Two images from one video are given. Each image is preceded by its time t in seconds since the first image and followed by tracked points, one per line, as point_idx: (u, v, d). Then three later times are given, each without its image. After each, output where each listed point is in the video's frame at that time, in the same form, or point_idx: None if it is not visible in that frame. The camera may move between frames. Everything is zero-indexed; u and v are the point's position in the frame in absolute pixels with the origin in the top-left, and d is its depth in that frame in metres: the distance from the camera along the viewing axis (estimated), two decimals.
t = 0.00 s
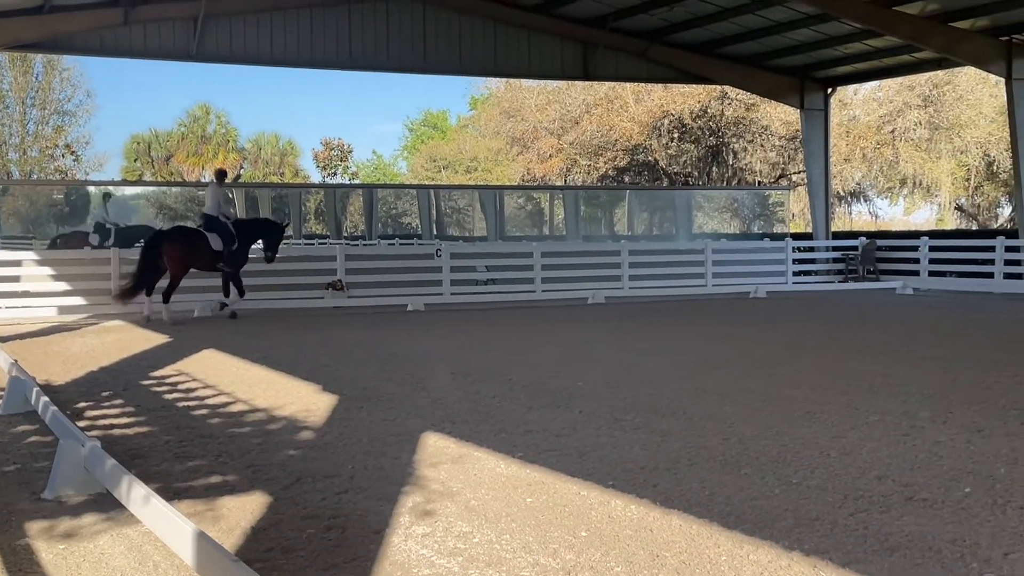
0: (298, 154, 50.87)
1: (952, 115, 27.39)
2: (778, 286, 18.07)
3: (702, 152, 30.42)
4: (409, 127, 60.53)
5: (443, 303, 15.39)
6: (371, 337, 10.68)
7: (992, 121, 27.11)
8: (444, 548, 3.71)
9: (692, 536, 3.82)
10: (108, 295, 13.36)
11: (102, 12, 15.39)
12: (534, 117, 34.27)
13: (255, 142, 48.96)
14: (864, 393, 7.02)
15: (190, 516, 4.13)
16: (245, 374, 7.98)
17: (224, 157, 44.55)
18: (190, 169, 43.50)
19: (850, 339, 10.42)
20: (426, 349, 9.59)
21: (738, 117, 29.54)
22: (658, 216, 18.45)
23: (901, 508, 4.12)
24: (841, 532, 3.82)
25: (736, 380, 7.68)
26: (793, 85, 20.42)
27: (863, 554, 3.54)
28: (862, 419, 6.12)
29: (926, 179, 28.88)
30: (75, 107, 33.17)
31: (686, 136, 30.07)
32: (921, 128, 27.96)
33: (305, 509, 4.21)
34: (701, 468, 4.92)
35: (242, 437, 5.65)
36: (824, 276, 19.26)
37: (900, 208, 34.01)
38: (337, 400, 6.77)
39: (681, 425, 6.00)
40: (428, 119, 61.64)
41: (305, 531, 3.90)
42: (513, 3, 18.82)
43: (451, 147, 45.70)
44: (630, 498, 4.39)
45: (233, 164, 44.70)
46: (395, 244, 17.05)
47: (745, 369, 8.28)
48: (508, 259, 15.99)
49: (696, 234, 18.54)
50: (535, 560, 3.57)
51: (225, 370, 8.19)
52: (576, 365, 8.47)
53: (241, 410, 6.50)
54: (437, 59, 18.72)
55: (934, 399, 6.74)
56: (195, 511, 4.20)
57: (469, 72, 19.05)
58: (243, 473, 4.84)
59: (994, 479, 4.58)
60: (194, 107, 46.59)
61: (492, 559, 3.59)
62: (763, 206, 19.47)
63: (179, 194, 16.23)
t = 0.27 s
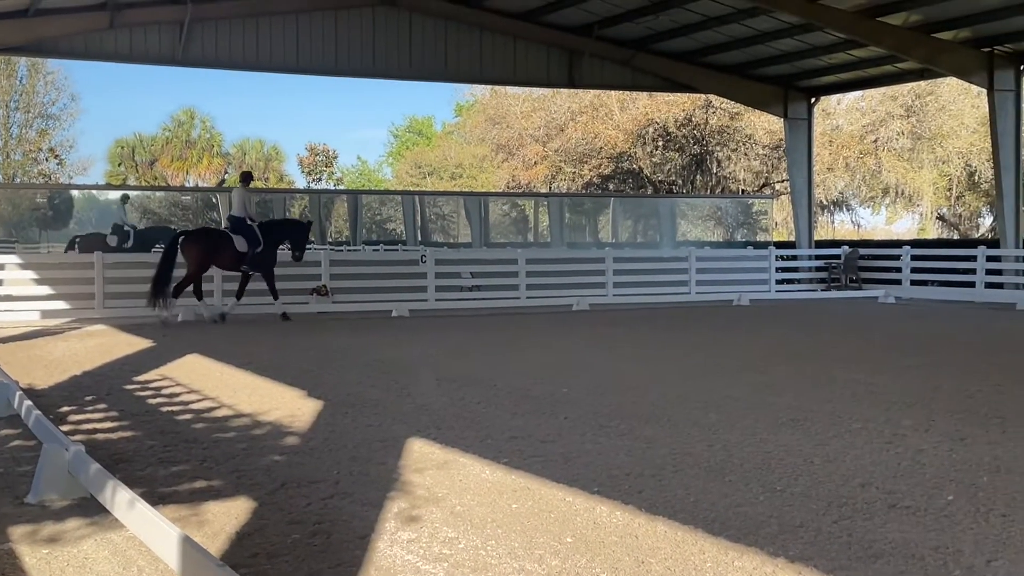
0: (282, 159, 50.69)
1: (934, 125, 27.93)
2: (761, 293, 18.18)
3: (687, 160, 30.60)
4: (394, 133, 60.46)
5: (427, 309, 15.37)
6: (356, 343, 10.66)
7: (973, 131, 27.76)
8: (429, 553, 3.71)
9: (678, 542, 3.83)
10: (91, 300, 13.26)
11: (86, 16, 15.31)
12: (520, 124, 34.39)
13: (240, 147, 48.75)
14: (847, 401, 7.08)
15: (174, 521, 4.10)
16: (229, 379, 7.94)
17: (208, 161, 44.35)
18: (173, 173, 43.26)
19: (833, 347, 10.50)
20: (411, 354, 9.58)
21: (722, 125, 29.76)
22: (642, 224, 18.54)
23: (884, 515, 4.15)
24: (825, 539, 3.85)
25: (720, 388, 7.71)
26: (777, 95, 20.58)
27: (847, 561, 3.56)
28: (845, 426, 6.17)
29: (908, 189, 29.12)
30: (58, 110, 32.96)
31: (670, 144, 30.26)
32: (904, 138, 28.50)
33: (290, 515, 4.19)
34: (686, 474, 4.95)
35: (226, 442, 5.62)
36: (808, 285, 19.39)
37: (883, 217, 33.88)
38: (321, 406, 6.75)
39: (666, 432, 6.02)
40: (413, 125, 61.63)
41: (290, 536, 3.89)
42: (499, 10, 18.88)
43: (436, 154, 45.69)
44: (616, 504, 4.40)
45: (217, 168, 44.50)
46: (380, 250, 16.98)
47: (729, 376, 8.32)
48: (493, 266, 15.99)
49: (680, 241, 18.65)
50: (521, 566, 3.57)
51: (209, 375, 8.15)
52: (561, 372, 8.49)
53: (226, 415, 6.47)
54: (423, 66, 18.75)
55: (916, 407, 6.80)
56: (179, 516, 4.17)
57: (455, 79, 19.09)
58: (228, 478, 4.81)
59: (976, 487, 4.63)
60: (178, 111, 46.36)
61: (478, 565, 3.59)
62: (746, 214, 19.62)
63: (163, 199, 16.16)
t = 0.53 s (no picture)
0: (264, 167, 50.44)
1: (915, 137, 28.26)
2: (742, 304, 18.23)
3: (669, 171, 30.71)
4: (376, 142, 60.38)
5: (409, 317, 15.35)
6: (338, 350, 10.62)
7: (952, 144, 28.10)
8: (410, 560, 3.71)
9: (658, 550, 3.86)
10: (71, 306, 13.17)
11: (68, 21, 15.23)
12: (502, 133, 34.53)
13: (222, 153, 48.49)
14: (826, 411, 7.14)
15: (153, 526, 4.08)
16: (208, 385, 7.90)
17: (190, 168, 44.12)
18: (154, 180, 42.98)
19: (812, 357, 10.59)
20: (392, 362, 9.56)
21: (704, 136, 30.01)
22: (623, 233, 18.62)
23: (862, 524, 4.20)
24: (804, 547, 3.89)
25: (701, 397, 7.76)
26: (758, 106, 20.78)
27: (826, 570, 3.60)
28: (824, 436, 6.22)
29: (888, 202, 29.30)
30: (39, 115, 32.67)
31: (653, 154, 30.51)
32: (884, 151, 28.93)
33: (271, 521, 4.18)
34: (667, 482, 4.98)
35: (206, 449, 5.59)
36: (788, 295, 19.49)
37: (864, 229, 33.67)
38: (302, 413, 6.73)
39: (647, 440, 6.06)
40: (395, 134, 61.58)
41: (270, 542, 3.88)
42: (483, 20, 18.97)
43: (418, 162, 45.66)
44: (597, 511, 4.43)
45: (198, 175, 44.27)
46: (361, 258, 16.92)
47: (710, 386, 8.38)
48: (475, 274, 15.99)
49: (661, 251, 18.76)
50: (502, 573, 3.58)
51: (188, 381, 8.10)
52: (542, 380, 8.50)
53: (205, 421, 6.43)
54: (406, 74, 18.79)
55: (895, 417, 6.88)
56: (158, 522, 4.15)
57: (438, 87, 19.14)
58: (207, 484, 4.79)
59: (953, 496, 4.69)
60: (160, 117, 46.07)
61: (459, 572, 3.60)
62: (727, 224, 19.78)
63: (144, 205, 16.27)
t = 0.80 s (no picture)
0: (245, 174, 50.23)
1: (892, 151, 28.65)
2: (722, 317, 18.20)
3: (649, 182, 30.85)
4: (358, 150, 60.28)
5: (389, 325, 15.35)
6: (316, 358, 10.62)
7: (928, 158, 28.38)
8: (385, 568, 3.74)
9: (631, 559, 3.91)
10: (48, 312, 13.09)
11: (49, 25, 15.15)
12: (483, 142, 34.83)
13: (202, 160, 48.27)
14: (801, 422, 7.25)
15: (128, 533, 4.09)
16: (185, 393, 7.89)
17: (170, 174, 43.86)
18: (134, 186, 42.71)
19: (789, 369, 10.70)
20: (371, 371, 9.58)
21: (683, 148, 30.27)
22: (603, 244, 18.75)
23: (833, 534, 4.28)
24: (775, 556, 3.96)
25: (678, 407, 7.84)
26: (738, 119, 21.01)
27: None
28: (798, 446, 6.31)
29: (866, 216, 29.63)
30: (17, 120, 32.40)
31: (633, 165, 30.54)
32: (861, 164, 29.25)
33: (246, 528, 4.20)
34: (642, 492, 5.04)
35: (182, 456, 5.59)
36: (766, 307, 19.67)
37: (841, 243, 34.00)
38: (279, 420, 6.74)
39: (623, 450, 6.13)
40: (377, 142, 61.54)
41: (245, 550, 3.90)
42: (466, 30, 19.07)
43: (400, 171, 45.66)
44: (571, 520, 4.48)
45: (179, 182, 44.00)
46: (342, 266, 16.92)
47: (687, 396, 8.46)
48: (454, 284, 16.00)
49: (641, 262, 18.90)
50: None
51: (164, 388, 8.08)
52: (520, 390, 8.56)
53: (181, 428, 6.43)
54: (387, 82, 18.86)
55: (869, 428, 6.99)
56: (132, 529, 4.15)
57: (419, 96, 19.21)
58: (183, 491, 4.80)
59: (923, 507, 4.78)
60: (141, 123, 45.81)
61: None
62: (706, 236, 19.96)
63: (123, 211, 16.00)
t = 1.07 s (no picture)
0: (220, 181, 49.86)
1: (869, 165, 29.19)
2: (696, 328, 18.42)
3: (625, 194, 31.29)
4: (335, 159, 60.07)
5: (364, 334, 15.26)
6: (289, 367, 10.59)
7: (904, 173, 28.93)
8: None
9: (599, 569, 3.96)
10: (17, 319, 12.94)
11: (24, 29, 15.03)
12: (460, 152, 35.28)
13: (177, 167, 47.87)
14: (771, 434, 7.33)
15: (94, 542, 4.07)
16: (154, 401, 7.84)
17: (144, 181, 43.44)
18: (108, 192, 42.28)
19: (761, 381, 10.81)
20: (343, 380, 9.56)
21: (661, 160, 30.49)
22: (580, 255, 18.85)
23: (801, 546, 4.35)
24: (741, 567, 4.02)
25: (650, 419, 7.90)
26: (714, 131, 21.23)
27: None
28: (769, 458, 6.39)
29: (841, 229, 29.97)
30: None
31: (609, 177, 30.91)
32: (837, 178, 29.65)
33: (215, 536, 4.20)
34: (612, 503, 5.09)
35: (150, 464, 5.57)
36: (740, 319, 19.82)
37: (817, 257, 34.18)
38: (249, 429, 6.73)
39: (594, 461, 6.18)
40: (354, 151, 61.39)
41: (212, 558, 3.90)
42: (445, 40, 19.16)
43: (376, 180, 45.53)
44: (540, 531, 4.51)
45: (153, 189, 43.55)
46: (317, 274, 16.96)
47: (658, 408, 8.52)
48: (429, 292, 16.00)
49: (617, 273, 19.00)
50: None
51: (134, 396, 8.02)
52: (493, 400, 8.59)
53: (150, 436, 6.39)
54: (365, 91, 18.90)
55: (839, 441, 7.10)
56: (99, 537, 4.14)
57: (397, 105, 19.25)
58: (151, 499, 4.78)
59: (890, 519, 4.86)
60: (115, 129, 45.37)
61: None
62: (682, 248, 20.12)
63: (95, 218, 15.82)
